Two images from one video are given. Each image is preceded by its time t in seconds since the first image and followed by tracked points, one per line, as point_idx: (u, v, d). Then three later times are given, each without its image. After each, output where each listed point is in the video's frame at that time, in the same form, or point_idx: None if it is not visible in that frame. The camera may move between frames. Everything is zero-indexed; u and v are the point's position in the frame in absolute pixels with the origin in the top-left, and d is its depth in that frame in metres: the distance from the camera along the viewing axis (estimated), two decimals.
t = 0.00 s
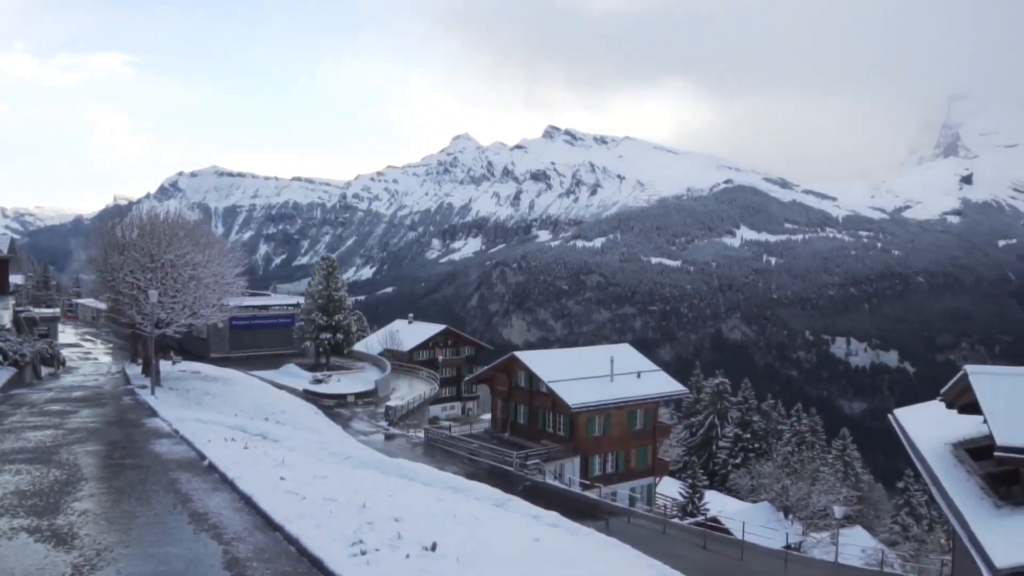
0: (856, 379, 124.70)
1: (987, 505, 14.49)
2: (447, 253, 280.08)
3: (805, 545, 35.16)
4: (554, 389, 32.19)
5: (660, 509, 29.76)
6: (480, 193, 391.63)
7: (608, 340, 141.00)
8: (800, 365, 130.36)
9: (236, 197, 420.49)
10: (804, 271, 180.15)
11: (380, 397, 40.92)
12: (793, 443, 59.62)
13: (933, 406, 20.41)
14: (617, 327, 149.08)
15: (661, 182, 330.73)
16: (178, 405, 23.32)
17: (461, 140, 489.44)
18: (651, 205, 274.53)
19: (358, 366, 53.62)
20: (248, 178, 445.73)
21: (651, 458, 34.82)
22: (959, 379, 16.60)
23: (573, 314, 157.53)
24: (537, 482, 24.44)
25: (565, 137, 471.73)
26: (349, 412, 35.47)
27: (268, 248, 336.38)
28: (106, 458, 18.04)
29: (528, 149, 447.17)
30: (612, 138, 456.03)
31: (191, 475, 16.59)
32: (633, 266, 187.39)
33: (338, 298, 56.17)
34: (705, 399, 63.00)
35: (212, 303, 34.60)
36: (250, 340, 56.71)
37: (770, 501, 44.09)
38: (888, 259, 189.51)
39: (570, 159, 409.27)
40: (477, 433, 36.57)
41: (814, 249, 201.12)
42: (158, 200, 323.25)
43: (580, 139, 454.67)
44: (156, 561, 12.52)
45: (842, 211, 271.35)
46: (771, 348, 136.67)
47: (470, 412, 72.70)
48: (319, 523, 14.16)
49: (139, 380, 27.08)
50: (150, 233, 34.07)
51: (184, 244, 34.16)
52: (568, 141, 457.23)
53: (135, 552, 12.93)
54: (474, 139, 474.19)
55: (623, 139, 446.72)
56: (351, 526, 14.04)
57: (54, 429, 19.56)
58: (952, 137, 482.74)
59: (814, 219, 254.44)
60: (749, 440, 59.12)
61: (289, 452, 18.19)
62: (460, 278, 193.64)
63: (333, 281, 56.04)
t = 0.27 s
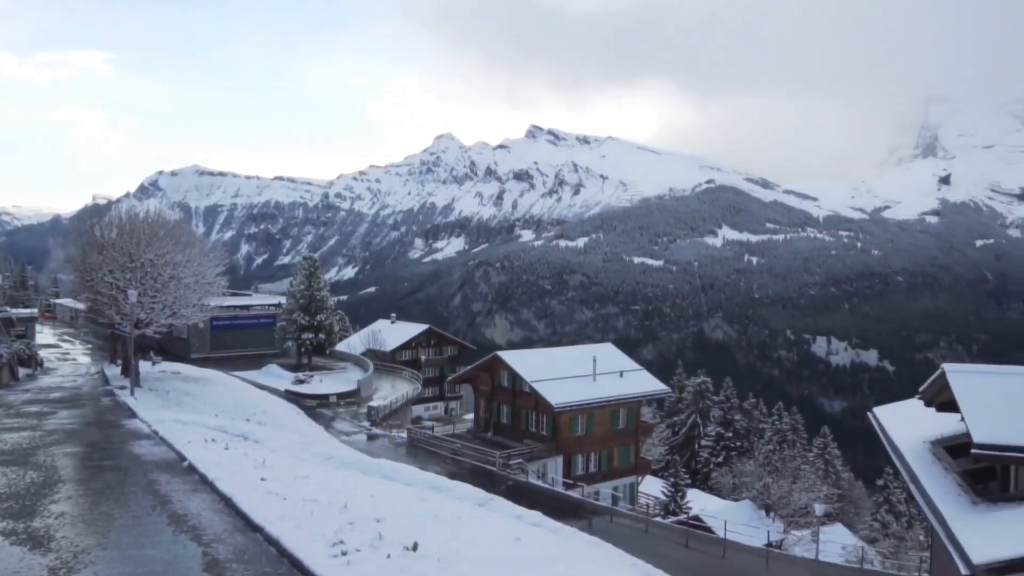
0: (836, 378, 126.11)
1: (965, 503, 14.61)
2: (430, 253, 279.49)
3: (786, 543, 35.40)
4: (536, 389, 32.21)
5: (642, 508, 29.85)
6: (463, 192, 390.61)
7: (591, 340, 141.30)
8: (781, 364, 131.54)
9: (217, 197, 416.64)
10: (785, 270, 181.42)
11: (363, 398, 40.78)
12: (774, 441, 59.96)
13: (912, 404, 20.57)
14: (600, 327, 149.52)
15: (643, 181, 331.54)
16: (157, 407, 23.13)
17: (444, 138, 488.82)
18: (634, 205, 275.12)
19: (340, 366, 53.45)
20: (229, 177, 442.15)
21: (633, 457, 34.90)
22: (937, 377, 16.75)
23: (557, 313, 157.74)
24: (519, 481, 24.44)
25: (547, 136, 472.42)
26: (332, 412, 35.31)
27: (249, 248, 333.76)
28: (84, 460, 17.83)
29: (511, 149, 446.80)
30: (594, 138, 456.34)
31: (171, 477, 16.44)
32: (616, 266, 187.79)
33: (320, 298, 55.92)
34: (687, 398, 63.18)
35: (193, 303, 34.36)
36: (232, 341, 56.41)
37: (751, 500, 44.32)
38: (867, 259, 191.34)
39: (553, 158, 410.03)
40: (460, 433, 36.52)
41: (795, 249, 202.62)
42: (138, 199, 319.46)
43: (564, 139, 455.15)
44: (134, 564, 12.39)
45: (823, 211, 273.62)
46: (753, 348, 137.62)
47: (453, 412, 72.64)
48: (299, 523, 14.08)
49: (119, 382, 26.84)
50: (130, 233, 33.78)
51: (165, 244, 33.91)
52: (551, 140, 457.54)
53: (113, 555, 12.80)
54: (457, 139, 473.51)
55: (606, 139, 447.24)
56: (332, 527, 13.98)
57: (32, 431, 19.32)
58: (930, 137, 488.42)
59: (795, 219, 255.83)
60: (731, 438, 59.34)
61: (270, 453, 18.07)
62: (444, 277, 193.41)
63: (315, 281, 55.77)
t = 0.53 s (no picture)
0: (819, 376, 127.63)
1: (946, 500, 14.73)
2: (415, 253, 279.05)
3: (770, 540, 35.55)
4: (521, 388, 32.23)
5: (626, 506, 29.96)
6: (448, 192, 389.51)
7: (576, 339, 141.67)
8: (765, 362, 132.74)
9: (200, 196, 413.76)
10: (768, 270, 182.28)
11: (347, 397, 40.64)
12: (758, 440, 60.18)
13: (894, 403, 20.73)
14: (585, 326, 150.12)
15: (628, 182, 331.93)
16: (139, 407, 22.97)
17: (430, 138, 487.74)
18: (619, 204, 275.63)
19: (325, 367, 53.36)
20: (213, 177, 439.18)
21: (618, 456, 34.95)
22: (918, 376, 16.87)
23: (541, 313, 158.03)
24: (505, 480, 24.41)
25: (533, 136, 470.94)
26: (317, 412, 35.19)
27: (232, 248, 331.82)
28: (65, 462, 17.63)
29: (496, 149, 444.39)
30: (579, 138, 456.22)
31: (153, 478, 16.35)
32: (601, 265, 188.08)
33: (304, 297, 55.70)
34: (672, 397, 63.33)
35: (175, 303, 34.22)
36: (215, 341, 56.22)
37: (735, 498, 44.47)
38: (850, 259, 192.72)
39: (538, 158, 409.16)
40: (445, 432, 36.45)
41: (779, 248, 203.84)
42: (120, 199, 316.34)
43: (548, 138, 453.77)
44: (114, 566, 12.26)
45: (807, 211, 274.56)
46: (737, 347, 138.48)
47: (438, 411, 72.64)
48: (281, 524, 13.99)
49: (100, 383, 26.62)
50: (111, 231, 33.55)
51: (147, 242, 33.70)
52: (536, 140, 456.84)
53: (94, 557, 12.68)
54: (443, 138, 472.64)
55: (591, 138, 447.53)
56: (316, 528, 13.90)
57: (11, 433, 19.15)
58: (912, 138, 492.60)
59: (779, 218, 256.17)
60: (715, 438, 59.50)
61: (254, 454, 18.00)
62: (429, 277, 193.52)
63: (299, 281, 55.49)
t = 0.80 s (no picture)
0: (804, 375, 130.35)
1: (927, 498, 14.85)
2: (400, 253, 278.19)
3: (754, 538, 35.77)
4: (506, 387, 32.25)
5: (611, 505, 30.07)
6: (433, 191, 388.32)
7: (561, 339, 142.00)
8: (749, 361, 134.03)
9: (183, 195, 410.48)
10: (752, 269, 183.17)
11: (331, 398, 40.52)
12: (742, 439, 60.58)
13: (876, 401, 20.89)
14: (570, 326, 150.60)
15: (612, 181, 329.50)
16: (121, 408, 22.77)
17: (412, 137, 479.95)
18: (604, 204, 275.77)
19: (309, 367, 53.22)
20: (196, 175, 436.92)
21: (603, 456, 35.04)
22: (899, 374, 17.00)
23: (527, 313, 158.45)
24: (490, 480, 24.44)
25: (517, 136, 468.83)
26: (301, 413, 35.06)
27: (216, 248, 329.43)
28: (45, 464, 17.45)
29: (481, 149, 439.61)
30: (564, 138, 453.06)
31: (134, 480, 16.19)
32: (585, 265, 188.32)
33: (288, 297, 55.47)
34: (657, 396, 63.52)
35: (157, 303, 33.94)
36: (197, 341, 55.94)
37: (720, 496, 44.71)
38: (833, 258, 194.18)
39: (523, 156, 407.51)
40: (429, 432, 36.42)
41: (762, 248, 205.01)
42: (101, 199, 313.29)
43: (534, 138, 448.81)
44: (96, 569, 12.13)
45: (791, 212, 272.58)
46: (721, 346, 139.36)
47: (423, 411, 72.61)
48: (264, 525, 13.88)
49: (81, 383, 26.34)
50: (92, 231, 33.20)
51: (129, 242, 33.41)
52: (521, 139, 456.77)
53: (74, 559, 12.52)
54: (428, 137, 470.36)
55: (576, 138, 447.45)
56: (299, 528, 13.81)
57: None
58: (894, 138, 496.78)
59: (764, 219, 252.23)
60: (700, 437, 59.76)
61: (237, 455, 17.93)
62: (414, 277, 193.10)
63: (283, 281, 55.24)
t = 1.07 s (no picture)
0: (785, 375, 131.55)
1: (904, 496, 14.99)
2: (382, 253, 277.15)
3: (736, 535, 35.95)
4: (488, 387, 32.22)
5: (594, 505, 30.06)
6: (415, 190, 386.86)
7: (543, 339, 142.19)
8: (731, 361, 135.21)
9: (163, 194, 406.54)
10: (733, 268, 184.15)
11: (313, 398, 40.37)
12: (724, 437, 60.89)
13: (857, 399, 21.02)
14: (552, 326, 150.94)
15: (594, 181, 330.78)
16: (99, 409, 22.56)
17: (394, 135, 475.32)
18: (586, 204, 275.98)
19: (290, 367, 53.00)
20: (176, 174, 432.82)
21: (585, 455, 35.08)
22: (877, 373, 17.12)
23: (509, 312, 158.64)
24: (472, 480, 24.43)
25: (500, 136, 467.96)
26: (283, 413, 34.89)
27: (196, 247, 326.51)
28: (22, 465, 17.26)
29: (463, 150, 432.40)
30: (547, 139, 445.29)
31: (112, 482, 16.03)
32: (568, 264, 188.53)
33: (269, 297, 55.19)
34: (639, 396, 63.66)
35: (136, 303, 33.69)
36: (178, 341, 55.69)
37: (702, 495, 44.87)
38: (813, 258, 195.59)
39: (505, 156, 406.83)
40: (412, 432, 36.35)
41: (744, 247, 206.20)
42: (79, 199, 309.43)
43: (516, 139, 442.48)
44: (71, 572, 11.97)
45: (772, 211, 273.84)
46: (703, 346, 140.23)
47: (405, 411, 72.54)
48: (243, 526, 13.73)
49: (58, 385, 26.08)
50: (70, 230, 32.90)
51: (107, 242, 33.14)
52: (504, 139, 456.57)
53: (50, 562, 12.34)
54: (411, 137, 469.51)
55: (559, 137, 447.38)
56: (279, 529, 13.67)
57: None
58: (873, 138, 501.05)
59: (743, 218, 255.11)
60: (682, 436, 59.93)
61: (217, 456, 17.81)
62: (396, 276, 192.54)
63: (263, 280, 54.91)
